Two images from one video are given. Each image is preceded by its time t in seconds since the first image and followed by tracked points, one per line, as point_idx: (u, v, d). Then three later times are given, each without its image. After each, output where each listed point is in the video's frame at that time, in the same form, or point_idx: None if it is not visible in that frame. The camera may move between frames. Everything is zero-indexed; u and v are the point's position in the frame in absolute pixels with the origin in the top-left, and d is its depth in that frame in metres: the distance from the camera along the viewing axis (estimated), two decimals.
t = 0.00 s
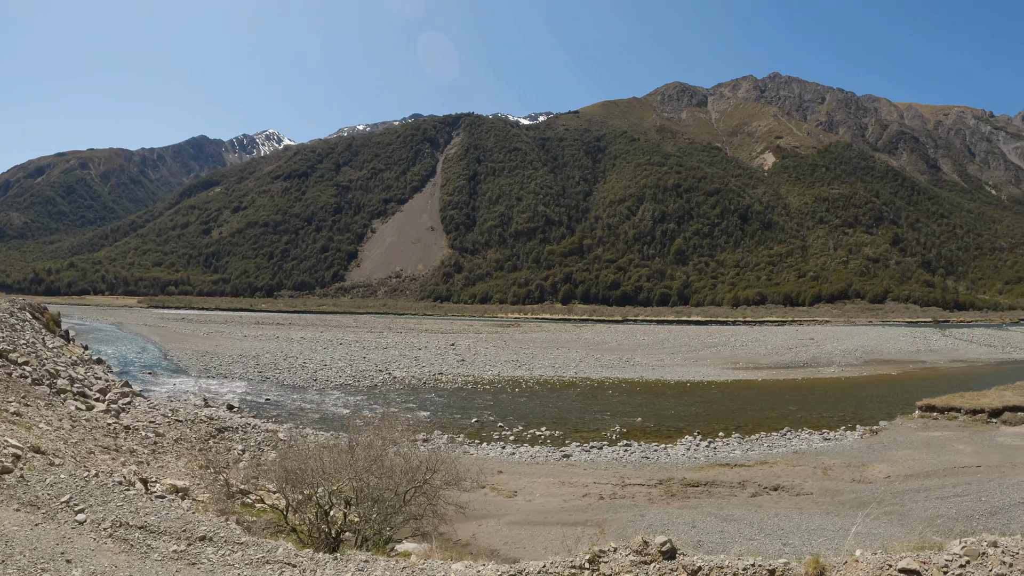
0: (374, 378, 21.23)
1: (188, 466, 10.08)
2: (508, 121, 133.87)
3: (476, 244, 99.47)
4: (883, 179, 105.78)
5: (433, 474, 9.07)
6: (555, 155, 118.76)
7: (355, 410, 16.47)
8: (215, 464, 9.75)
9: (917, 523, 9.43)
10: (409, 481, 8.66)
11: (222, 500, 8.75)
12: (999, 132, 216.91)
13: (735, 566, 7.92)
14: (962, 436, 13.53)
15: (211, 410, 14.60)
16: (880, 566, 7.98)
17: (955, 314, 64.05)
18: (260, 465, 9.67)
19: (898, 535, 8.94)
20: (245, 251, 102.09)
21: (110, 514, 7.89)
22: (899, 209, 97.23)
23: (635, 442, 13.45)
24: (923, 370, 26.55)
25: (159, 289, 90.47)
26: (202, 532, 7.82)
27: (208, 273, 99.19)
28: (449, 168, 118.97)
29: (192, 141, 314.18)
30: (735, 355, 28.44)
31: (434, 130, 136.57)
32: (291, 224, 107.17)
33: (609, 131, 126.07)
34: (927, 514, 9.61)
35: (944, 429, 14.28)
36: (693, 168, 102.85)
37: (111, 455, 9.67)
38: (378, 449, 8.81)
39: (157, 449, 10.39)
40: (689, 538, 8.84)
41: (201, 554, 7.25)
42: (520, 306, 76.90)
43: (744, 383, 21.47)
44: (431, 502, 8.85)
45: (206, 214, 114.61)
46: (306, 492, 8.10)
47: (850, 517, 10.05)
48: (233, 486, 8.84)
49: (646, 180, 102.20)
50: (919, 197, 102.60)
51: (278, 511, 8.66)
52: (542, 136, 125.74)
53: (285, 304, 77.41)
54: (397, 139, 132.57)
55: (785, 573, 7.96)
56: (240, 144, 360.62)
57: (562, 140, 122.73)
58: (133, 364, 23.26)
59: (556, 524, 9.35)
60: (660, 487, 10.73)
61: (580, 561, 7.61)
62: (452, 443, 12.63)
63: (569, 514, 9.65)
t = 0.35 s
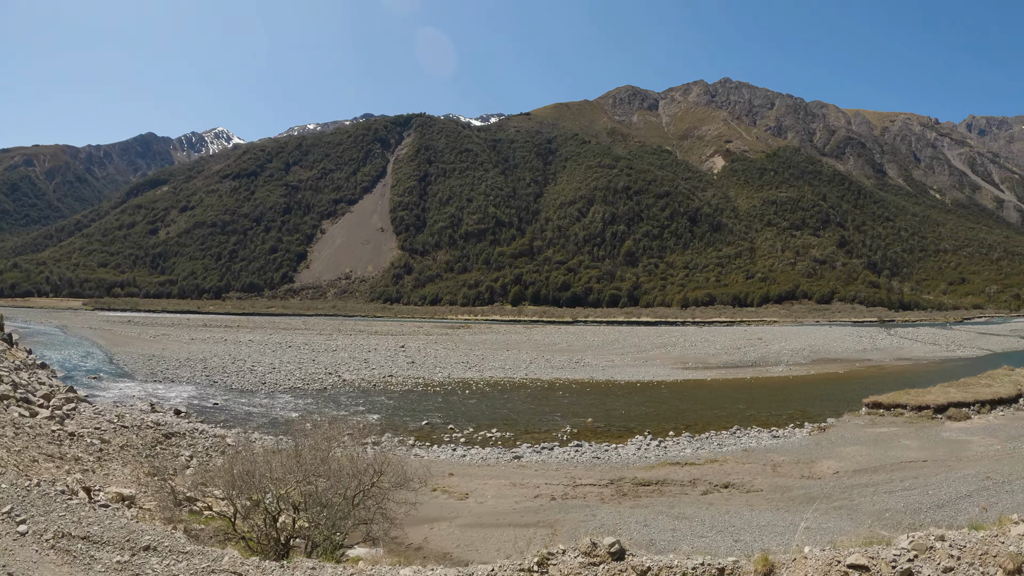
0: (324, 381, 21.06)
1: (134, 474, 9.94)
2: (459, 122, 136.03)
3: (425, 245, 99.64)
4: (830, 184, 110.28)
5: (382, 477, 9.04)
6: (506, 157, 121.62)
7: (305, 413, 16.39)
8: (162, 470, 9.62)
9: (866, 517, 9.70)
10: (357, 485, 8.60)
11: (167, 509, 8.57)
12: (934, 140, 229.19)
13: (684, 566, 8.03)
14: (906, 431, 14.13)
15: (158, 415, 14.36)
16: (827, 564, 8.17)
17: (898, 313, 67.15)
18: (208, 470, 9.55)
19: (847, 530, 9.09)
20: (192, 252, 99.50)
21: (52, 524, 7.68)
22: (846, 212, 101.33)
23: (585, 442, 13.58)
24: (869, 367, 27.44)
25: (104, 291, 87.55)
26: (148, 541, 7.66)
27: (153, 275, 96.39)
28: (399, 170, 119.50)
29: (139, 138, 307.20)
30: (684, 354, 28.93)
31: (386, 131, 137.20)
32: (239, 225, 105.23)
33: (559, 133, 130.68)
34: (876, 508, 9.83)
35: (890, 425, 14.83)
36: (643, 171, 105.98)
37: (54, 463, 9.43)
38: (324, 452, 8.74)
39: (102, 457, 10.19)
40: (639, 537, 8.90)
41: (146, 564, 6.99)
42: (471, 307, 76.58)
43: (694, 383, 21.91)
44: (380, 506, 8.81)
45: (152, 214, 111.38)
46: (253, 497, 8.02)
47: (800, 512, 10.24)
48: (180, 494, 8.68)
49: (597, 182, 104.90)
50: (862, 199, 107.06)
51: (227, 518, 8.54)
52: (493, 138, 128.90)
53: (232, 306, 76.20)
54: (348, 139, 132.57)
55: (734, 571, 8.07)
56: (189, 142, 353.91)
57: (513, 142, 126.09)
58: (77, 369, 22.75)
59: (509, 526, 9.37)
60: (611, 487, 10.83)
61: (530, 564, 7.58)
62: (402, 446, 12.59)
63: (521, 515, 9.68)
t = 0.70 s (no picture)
0: (274, 384, 20.91)
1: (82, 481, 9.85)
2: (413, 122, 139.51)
3: (377, 246, 99.68)
4: (779, 186, 116.93)
5: (332, 481, 8.97)
6: (457, 159, 126.03)
7: (256, 417, 16.35)
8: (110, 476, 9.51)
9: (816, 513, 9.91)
10: (306, 489, 8.55)
11: (115, 519, 8.41)
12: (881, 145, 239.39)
13: (634, 565, 8.13)
14: (856, 428, 14.56)
15: (104, 420, 14.15)
16: (777, 561, 8.34)
17: (846, 313, 69.89)
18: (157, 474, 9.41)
19: (798, 526, 9.20)
20: (140, 252, 97.12)
21: None
22: (795, 215, 106.67)
23: (537, 443, 13.68)
24: (818, 365, 28.25)
25: (50, 293, 84.26)
26: (95, 550, 7.46)
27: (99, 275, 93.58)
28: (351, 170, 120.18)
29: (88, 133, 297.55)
30: (636, 354, 29.41)
31: (337, 130, 138.04)
32: (188, 224, 103.48)
33: (511, 136, 136.27)
34: (828, 503, 9.98)
35: (840, 422, 15.23)
36: (595, 173, 110.22)
37: None
38: (270, 455, 8.63)
39: (49, 465, 10.08)
40: (592, 538, 8.97)
41: (90, 573, 6.77)
42: (423, 309, 77.16)
43: (648, 382, 22.22)
44: (330, 511, 8.77)
45: (100, 214, 108.08)
46: (201, 503, 7.90)
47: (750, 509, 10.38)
48: (126, 503, 8.48)
49: (548, 185, 108.35)
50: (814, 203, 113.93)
51: (176, 526, 8.36)
52: (445, 140, 132.83)
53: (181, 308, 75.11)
54: (299, 138, 132.45)
55: (684, 571, 8.12)
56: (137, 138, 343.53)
57: (465, 144, 131.52)
58: (20, 373, 22.25)
59: (461, 528, 9.39)
60: (564, 487, 10.88)
61: (479, 568, 7.64)
62: (353, 449, 12.55)
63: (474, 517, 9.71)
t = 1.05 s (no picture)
0: (231, 388, 20.76)
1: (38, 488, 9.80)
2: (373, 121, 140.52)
3: (337, 246, 99.88)
4: (739, 190, 117.18)
5: (293, 487, 8.93)
6: (419, 159, 127.17)
7: (218, 421, 16.36)
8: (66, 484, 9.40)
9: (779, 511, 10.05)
10: (267, 495, 8.53)
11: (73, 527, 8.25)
12: (841, 149, 245.29)
13: (593, 567, 8.21)
14: (815, 425, 14.97)
15: (61, 426, 14.03)
16: (737, 561, 8.45)
17: (805, 313, 71.35)
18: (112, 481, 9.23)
19: (759, 525, 9.29)
20: (97, 252, 94.83)
21: None
22: (755, 216, 108.58)
23: (499, 444, 13.82)
24: (778, 364, 28.87)
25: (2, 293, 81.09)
26: (53, 558, 7.31)
27: (56, 275, 91.51)
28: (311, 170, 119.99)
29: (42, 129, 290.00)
30: (597, 356, 29.87)
31: (298, 129, 137.80)
32: (146, 224, 101.82)
33: (473, 136, 139.45)
34: (788, 502, 10.10)
35: (799, 420, 15.62)
36: (555, 173, 113.03)
37: None
38: (230, 460, 8.54)
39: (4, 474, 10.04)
40: (554, 538, 9.03)
41: None
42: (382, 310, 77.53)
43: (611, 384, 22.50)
44: (290, 516, 8.75)
45: (57, 212, 105.54)
46: (159, 511, 7.72)
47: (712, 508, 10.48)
48: (84, 509, 8.28)
49: (508, 185, 110.35)
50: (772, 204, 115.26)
51: (136, 533, 8.16)
52: (406, 140, 133.93)
53: (138, 309, 74.40)
54: (259, 137, 131.78)
55: (644, 571, 8.20)
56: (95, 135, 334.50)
57: (427, 144, 132.95)
58: None
59: (422, 530, 9.45)
60: (525, 488, 10.95)
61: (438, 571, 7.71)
62: (313, 453, 12.51)
63: (437, 519, 9.76)
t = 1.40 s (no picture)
0: (191, 391, 20.61)
1: None
2: (336, 121, 140.95)
3: (298, 247, 98.95)
4: (701, 190, 129.61)
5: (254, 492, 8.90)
6: (381, 159, 128.06)
7: (179, 426, 16.26)
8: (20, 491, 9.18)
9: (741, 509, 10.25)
10: (229, 500, 8.46)
11: (28, 537, 8.04)
12: (802, 152, 252.88)
13: (555, 568, 8.24)
14: (776, 423, 15.41)
15: (18, 432, 13.89)
16: (699, 560, 8.47)
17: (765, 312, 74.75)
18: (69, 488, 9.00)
19: (721, 523, 9.38)
20: (54, 253, 93.34)
21: None
22: (716, 216, 119.02)
23: (461, 445, 13.90)
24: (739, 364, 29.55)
25: None
26: (2, 574, 7.07)
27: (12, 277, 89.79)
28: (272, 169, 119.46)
29: None
30: (561, 356, 30.34)
31: (259, 128, 137.48)
32: (104, 224, 100.43)
33: (435, 137, 142.23)
34: (750, 498, 10.22)
35: (759, 418, 16.07)
36: (518, 175, 116.77)
37: None
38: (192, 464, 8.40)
39: None
40: (517, 539, 9.07)
41: None
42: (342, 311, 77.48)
43: (573, 385, 22.72)
44: (252, 521, 8.68)
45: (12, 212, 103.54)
46: (119, 519, 7.47)
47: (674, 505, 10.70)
48: (41, 517, 8.01)
49: (471, 186, 112.90)
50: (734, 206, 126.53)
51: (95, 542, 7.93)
52: (369, 139, 134.60)
53: (97, 311, 73.63)
54: (220, 136, 131.28)
55: (606, 571, 8.25)
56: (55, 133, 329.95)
57: (389, 144, 133.88)
58: None
59: (385, 532, 9.47)
60: (488, 490, 11.00)
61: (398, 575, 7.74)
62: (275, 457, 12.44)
63: (400, 522, 9.79)
